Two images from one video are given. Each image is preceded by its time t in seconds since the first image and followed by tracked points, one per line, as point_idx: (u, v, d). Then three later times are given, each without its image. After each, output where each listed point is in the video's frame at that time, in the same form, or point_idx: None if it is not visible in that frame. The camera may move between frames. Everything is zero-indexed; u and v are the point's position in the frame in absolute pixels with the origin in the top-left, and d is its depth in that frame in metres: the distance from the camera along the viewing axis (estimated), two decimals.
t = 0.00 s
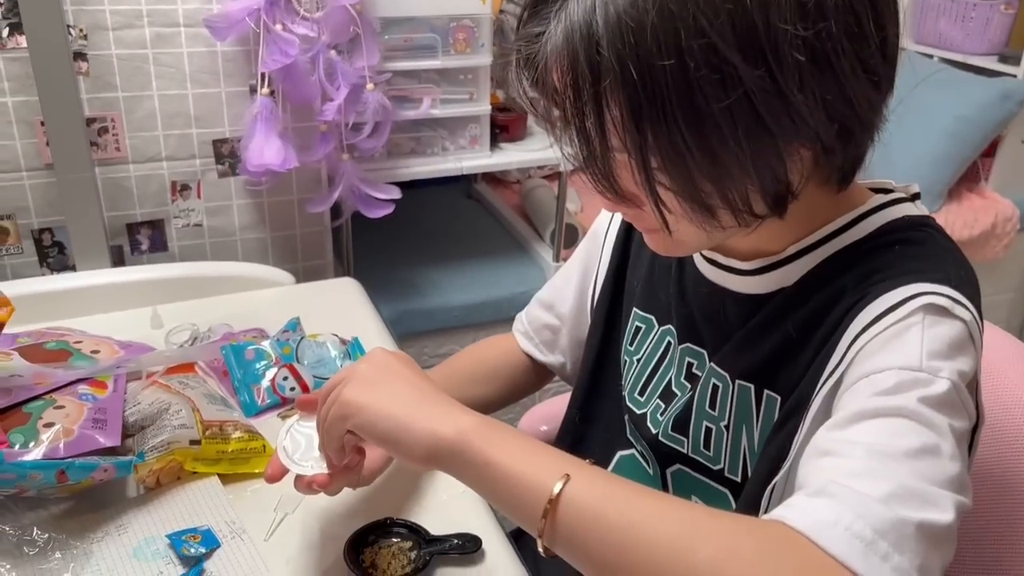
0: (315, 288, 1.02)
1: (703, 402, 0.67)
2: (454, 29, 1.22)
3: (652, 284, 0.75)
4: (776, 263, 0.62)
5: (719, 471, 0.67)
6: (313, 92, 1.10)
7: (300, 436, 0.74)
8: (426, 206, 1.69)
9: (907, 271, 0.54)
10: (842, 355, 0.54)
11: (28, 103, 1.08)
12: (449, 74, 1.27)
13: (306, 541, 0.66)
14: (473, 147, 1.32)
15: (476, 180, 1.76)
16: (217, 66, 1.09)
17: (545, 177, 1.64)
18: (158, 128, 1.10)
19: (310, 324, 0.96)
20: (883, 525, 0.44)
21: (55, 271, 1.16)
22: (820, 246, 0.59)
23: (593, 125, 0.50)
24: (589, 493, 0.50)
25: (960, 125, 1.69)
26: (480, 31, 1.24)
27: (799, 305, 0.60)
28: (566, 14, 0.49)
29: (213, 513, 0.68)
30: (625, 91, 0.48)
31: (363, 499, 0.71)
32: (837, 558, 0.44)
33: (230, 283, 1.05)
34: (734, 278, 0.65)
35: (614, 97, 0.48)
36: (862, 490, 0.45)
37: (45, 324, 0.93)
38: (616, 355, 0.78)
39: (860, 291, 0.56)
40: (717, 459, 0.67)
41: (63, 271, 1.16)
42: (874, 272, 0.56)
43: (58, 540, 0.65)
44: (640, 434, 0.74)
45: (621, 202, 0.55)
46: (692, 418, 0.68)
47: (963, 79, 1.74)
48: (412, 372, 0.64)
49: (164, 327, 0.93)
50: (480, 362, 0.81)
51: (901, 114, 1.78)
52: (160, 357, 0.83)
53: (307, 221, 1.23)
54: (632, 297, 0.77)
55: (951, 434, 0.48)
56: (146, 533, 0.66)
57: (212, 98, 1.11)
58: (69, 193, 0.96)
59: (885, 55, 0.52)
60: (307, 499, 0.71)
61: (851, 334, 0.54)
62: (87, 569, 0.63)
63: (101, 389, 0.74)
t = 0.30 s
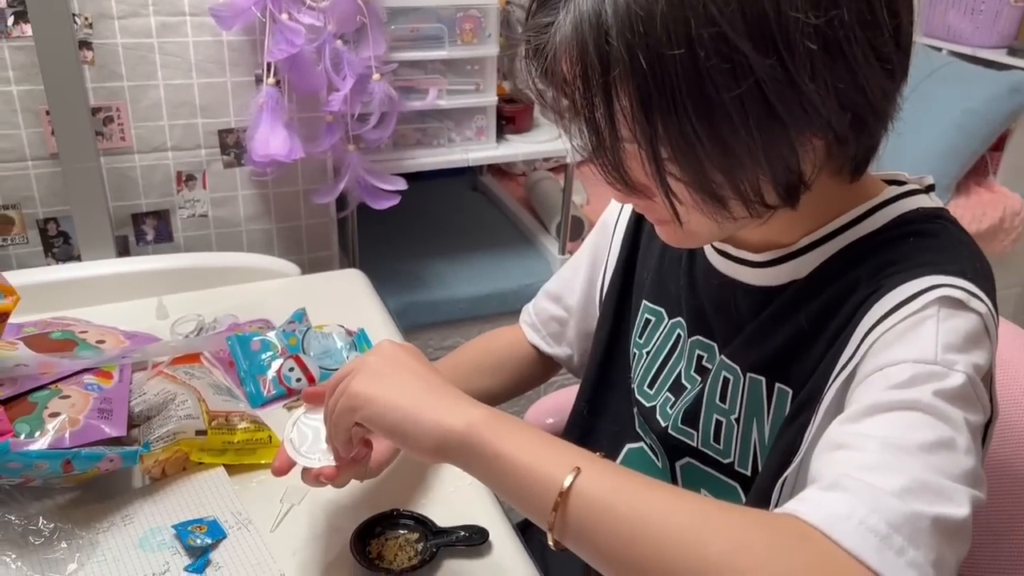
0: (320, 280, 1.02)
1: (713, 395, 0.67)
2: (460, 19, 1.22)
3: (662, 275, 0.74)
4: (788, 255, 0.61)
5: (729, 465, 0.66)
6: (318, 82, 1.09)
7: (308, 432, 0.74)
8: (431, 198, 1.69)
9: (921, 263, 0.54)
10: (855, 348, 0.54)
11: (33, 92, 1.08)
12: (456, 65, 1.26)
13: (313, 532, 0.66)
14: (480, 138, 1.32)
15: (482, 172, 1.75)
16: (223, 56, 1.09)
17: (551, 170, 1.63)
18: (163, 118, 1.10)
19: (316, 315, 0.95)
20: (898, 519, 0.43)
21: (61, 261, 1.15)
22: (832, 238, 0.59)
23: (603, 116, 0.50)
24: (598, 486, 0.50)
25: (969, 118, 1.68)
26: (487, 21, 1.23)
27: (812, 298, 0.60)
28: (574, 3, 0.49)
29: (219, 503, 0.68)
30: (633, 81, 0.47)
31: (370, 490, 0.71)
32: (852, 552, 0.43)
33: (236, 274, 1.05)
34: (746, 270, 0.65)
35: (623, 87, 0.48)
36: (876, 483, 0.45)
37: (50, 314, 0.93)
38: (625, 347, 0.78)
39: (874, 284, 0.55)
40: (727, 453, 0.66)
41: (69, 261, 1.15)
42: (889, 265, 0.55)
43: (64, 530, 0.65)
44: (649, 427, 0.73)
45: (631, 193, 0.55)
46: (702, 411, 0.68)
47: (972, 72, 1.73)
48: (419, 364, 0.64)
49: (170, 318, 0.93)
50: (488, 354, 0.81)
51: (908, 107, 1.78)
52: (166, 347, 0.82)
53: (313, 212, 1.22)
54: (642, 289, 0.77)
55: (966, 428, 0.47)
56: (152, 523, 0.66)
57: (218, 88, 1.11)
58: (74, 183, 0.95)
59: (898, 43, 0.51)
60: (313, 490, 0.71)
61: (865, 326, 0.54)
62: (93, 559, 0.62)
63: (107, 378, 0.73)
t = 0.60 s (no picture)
0: (324, 274, 1.01)
1: (721, 391, 0.66)
2: (465, 12, 1.21)
3: (670, 269, 0.74)
4: (798, 250, 0.60)
5: (737, 461, 0.66)
6: (323, 74, 1.09)
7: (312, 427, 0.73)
8: (435, 191, 1.68)
9: (933, 259, 0.53)
10: (865, 345, 0.53)
11: (36, 84, 1.07)
12: (460, 58, 1.26)
13: (317, 528, 0.66)
14: (484, 132, 1.31)
15: (485, 167, 1.75)
16: (226, 49, 1.08)
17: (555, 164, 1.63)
18: (167, 111, 1.09)
19: (320, 309, 0.95)
20: (909, 517, 0.43)
21: (64, 254, 1.15)
22: (843, 234, 0.58)
23: (612, 105, 0.49)
24: (606, 482, 0.50)
25: (975, 113, 1.67)
26: (491, 14, 1.23)
27: (822, 293, 0.59)
28: None
29: (223, 498, 0.68)
30: (643, 70, 0.46)
31: (375, 485, 0.71)
32: (863, 551, 0.43)
33: (238, 268, 1.05)
34: (756, 266, 0.64)
35: (633, 77, 0.47)
36: (887, 481, 0.44)
37: (53, 308, 0.93)
38: (632, 343, 0.78)
39: (885, 280, 0.55)
40: (735, 449, 0.66)
41: (72, 254, 1.15)
42: (901, 260, 0.55)
43: (67, 524, 0.64)
44: (656, 424, 0.73)
45: (638, 185, 0.54)
46: (710, 407, 0.67)
47: (978, 67, 1.72)
48: (424, 362, 0.63)
49: (173, 312, 0.93)
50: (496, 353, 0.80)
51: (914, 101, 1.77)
52: (169, 342, 0.81)
53: (317, 206, 1.22)
54: (650, 284, 0.76)
55: (978, 426, 0.47)
56: (156, 517, 0.66)
57: (222, 81, 1.10)
58: (77, 176, 0.95)
59: (911, 33, 0.50)
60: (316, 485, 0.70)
61: (876, 321, 0.53)
62: (97, 554, 0.62)
63: (110, 372, 0.73)
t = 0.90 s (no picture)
0: (326, 265, 1.00)
1: (734, 362, 0.65)
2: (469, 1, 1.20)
3: (684, 242, 0.73)
4: (825, 219, 0.59)
5: (744, 437, 0.65)
6: (324, 64, 1.08)
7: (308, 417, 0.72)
8: (437, 183, 1.67)
9: (959, 232, 0.52)
10: (895, 312, 0.52)
11: (35, 73, 1.06)
12: (463, 47, 1.25)
13: (320, 522, 0.65)
14: (487, 122, 1.30)
15: (488, 159, 1.74)
16: (227, 37, 1.07)
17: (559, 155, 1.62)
18: (167, 100, 1.08)
19: (322, 300, 0.94)
20: (938, 478, 0.42)
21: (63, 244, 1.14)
22: (876, 202, 0.57)
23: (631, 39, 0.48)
24: (618, 448, 0.48)
25: (981, 106, 1.66)
26: (495, 3, 1.22)
27: (848, 262, 0.58)
28: None
29: (225, 490, 0.67)
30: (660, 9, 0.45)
31: (376, 477, 0.70)
32: (891, 512, 0.42)
33: (239, 259, 1.04)
34: (779, 236, 0.63)
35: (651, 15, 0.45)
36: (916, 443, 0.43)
37: (52, 298, 0.92)
38: (642, 318, 0.76)
39: (917, 247, 0.54)
40: (744, 424, 0.65)
41: (71, 245, 1.14)
42: (933, 228, 0.54)
43: (67, 517, 0.63)
44: (663, 402, 0.72)
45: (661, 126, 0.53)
46: (721, 378, 0.66)
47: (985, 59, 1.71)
48: (425, 338, 0.63)
49: (173, 302, 0.92)
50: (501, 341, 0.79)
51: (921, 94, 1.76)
52: (168, 333, 0.80)
53: (318, 197, 1.21)
54: (662, 258, 0.75)
55: (1011, 392, 0.46)
56: (157, 510, 0.65)
57: (223, 70, 1.09)
58: (76, 166, 0.93)
59: None
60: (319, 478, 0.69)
61: (908, 285, 0.52)
62: (97, 547, 0.61)
63: (110, 363, 0.72)
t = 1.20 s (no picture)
0: (325, 262, 0.99)
1: (779, 375, 0.63)
2: None
3: (726, 252, 0.71)
4: (876, 232, 0.58)
5: (789, 451, 0.63)
6: (325, 58, 1.06)
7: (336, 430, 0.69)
8: (438, 179, 1.65)
9: (1016, 247, 0.51)
10: (951, 328, 0.51)
11: (30, 66, 1.04)
12: (465, 41, 1.23)
13: (322, 528, 0.63)
14: (490, 117, 1.29)
15: (489, 154, 1.72)
16: (226, 30, 1.05)
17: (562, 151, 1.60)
18: (165, 95, 1.06)
19: (323, 298, 0.92)
20: (1002, 504, 0.41)
21: (59, 241, 1.12)
22: (933, 215, 0.56)
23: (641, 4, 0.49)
24: (668, 469, 0.48)
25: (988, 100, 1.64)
26: None
27: (900, 278, 0.57)
28: None
29: (223, 494, 0.65)
30: None
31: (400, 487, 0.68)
32: (949, 534, 0.42)
33: (239, 256, 1.02)
34: (829, 247, 0.61)
35: None
36: (972, 466, 0.42)
37: (48, 296, 0.90)
38: (679, 328, 0.75)
39: (972, 266, 0.52)
40: (788, 438, 0.63)
41: (67, 242, 1.12)
42: (989, 246, 0.53)
43: (61, 522, 0.62)
44: (701, 412, 0.70)
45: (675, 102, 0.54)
46: (765, 392, 0.64)
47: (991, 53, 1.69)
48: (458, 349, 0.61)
49: (172, 301, 0.90)
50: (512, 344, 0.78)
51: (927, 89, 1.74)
52: (167, 333, 0.78)
53: (319, 193, 1.19)
54: (702, 267, 0.73)
55: None
56: (154, 515, 0.63)
57: (221, 63, 1.07)
58: (72, 161, 0.91)
59: (949, 17, 0.45)
60: (320, 481, 0.68)
61: (963, 302, 0.51)
62: (92, 554, 0.60)
63: (106, 364, 0.70)
